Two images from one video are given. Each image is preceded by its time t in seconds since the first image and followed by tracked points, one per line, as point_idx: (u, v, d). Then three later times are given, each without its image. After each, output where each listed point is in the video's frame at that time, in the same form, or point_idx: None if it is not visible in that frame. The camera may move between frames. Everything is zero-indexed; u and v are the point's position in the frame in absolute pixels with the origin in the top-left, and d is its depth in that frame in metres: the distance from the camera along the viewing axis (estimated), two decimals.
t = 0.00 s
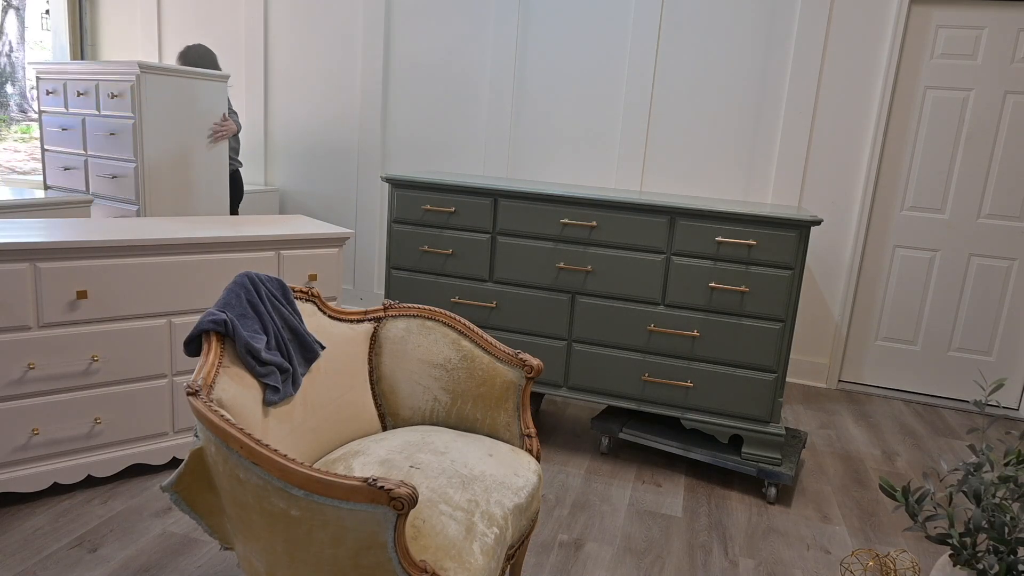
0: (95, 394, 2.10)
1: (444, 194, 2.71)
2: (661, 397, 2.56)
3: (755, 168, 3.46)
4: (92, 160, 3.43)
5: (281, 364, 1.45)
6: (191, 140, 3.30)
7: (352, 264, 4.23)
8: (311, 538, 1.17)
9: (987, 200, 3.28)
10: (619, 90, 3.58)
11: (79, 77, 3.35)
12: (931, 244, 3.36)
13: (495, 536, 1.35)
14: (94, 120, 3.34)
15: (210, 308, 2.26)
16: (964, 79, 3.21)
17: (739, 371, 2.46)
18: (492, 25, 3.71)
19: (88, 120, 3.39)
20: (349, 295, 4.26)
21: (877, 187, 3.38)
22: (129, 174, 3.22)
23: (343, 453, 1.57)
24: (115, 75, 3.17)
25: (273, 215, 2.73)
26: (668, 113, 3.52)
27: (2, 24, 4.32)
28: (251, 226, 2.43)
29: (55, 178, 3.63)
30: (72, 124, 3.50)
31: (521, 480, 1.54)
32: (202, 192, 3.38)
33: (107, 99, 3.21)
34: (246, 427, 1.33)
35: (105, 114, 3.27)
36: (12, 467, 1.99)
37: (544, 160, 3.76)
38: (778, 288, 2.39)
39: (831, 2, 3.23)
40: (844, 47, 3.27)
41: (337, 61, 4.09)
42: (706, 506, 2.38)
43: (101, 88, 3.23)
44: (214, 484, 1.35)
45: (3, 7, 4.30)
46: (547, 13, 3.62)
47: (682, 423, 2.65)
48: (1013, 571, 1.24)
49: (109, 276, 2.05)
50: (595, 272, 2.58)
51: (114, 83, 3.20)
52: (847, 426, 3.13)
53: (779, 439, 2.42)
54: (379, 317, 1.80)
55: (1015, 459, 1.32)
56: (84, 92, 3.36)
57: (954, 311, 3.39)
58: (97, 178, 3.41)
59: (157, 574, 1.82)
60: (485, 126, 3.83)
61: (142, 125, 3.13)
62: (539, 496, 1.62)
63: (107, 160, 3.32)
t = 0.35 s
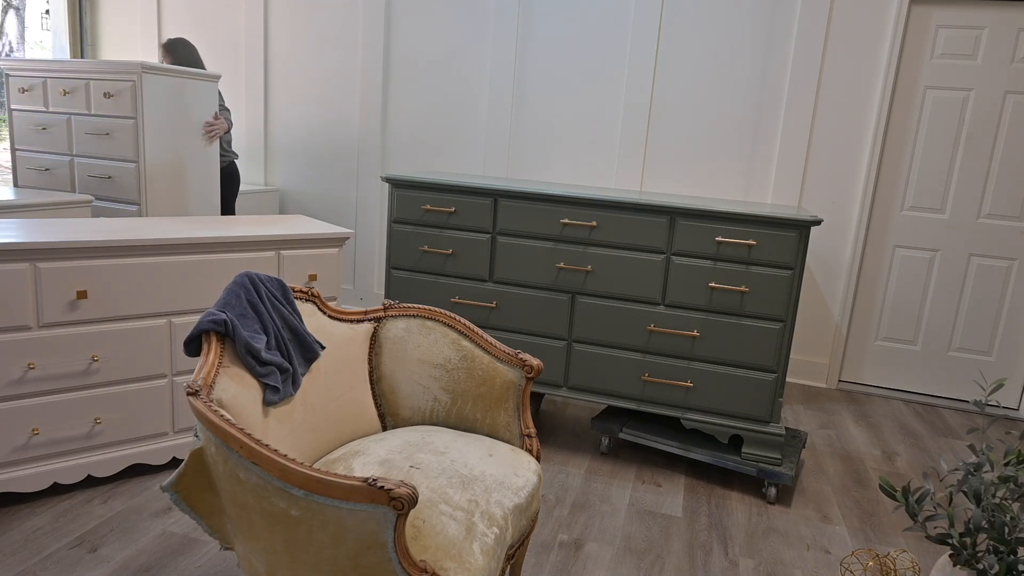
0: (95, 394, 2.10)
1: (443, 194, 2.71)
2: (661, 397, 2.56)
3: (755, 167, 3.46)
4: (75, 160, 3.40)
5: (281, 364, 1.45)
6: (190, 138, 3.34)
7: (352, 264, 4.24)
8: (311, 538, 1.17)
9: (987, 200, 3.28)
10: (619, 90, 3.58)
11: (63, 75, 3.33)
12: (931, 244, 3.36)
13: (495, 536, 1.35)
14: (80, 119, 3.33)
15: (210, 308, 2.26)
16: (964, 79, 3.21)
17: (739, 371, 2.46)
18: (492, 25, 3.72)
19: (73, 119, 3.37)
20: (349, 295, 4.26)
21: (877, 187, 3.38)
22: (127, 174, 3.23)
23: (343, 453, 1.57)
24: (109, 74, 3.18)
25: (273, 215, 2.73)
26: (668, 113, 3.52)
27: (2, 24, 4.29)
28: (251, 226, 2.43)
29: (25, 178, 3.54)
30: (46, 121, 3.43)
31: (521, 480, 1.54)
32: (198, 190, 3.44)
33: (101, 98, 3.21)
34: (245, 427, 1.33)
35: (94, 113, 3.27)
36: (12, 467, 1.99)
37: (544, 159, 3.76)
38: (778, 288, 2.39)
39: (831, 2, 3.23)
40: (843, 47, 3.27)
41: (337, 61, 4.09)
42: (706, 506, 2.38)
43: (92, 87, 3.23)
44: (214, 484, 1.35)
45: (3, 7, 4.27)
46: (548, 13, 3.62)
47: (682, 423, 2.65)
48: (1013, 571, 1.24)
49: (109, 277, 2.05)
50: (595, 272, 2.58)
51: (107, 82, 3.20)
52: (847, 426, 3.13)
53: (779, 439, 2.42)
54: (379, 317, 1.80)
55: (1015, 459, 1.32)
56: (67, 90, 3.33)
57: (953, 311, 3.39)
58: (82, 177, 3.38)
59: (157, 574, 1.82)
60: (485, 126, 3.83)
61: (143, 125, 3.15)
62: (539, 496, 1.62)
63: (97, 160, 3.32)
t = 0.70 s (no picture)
0: (95, 394, 2.10)
1: (443, 194, 2.71)
2: (661, 397, 2.56)
3: (756, 168, 3.46)
4: (75, 160, 3.40)
5: (281, 364, 1.45)
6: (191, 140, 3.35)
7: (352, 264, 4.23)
8: (311, 538, 1.17)
9: (988, 201, 3.28)
10: (619, 91, 3.58)
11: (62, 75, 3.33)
12: (931, 244, 3.36)
13: (495, 536, 1.35)
14: (80, 119, 3.33)
15: (210, 308, 2.26)
16: (964, 79, 3.21)
17: (739, 371, 2.46)
18: (492, 25, 3.72)
19: (73, 119, 3.37)
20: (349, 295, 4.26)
21: (878, 188, 3.38)
22: (127, 174, 3.23)
23: (343, 453, 1.57)
24: (109, 74, 3.18)
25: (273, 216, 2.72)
26: (668, 114, 3.52)
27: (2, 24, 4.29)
28: (251, 226, 2.43)
29: (25, 178, 3.53)
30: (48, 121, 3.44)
31: (521, 480, 1.54)
32: (198, 190, 3.44)
33: (101, 98, 3.22)
34: (245, 427, 1.33)
35: (94, 113, 3.28)
36: (12, 467, 1.99)
37: (544, 159, 3.76)
38: (778, 288, 2.39)
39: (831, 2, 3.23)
40: (844, 47, 3.27)
41: (337, 62, 4.08)
42: (705, 506, 2.38)
43: (92, 87, 3.23)
44: (214, 484, 1.35)
45: (3, 7, 4.27)
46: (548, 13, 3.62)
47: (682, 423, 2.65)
48: (1013, 571, 1.24)
49: (109, 277, 2.05)
50: (595, 272, 2.58)
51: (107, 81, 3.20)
52: (848, 426, 3.13)
53: (779, 439, 2.42)
54: (379, 317, 1.80)
55: (1015, 459, 1.32)
56: (67, 90, 3.34)
57: (954, 311, 3.39)
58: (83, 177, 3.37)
59: (157, 574, 1.82)
60: (485, 126, 3.83)
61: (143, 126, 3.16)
62: (539, 496, 1.62)
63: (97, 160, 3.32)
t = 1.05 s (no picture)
0: (95, 394, 2.10)
1: (444, 194, 2.71)
2: (661, 397, 2.56)
3: (756, 168, 3.46)
4: (76, 160, 3.39)
5: (281, 364, 1.46)
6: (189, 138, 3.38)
7: (352, 264, 4.23)
8: (311, 538, 1.17)
9: (988, 201, 3.28)
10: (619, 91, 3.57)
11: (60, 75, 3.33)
12: (931, 244, 3.36)
13: (495, 535, 1.35)
14: (80, 119, 3.33)
15: (210, 308, 2.26)
16: (964, 79, 3.21)
17: (739, 371, 2.46)
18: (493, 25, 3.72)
19: (73, 119, 3.37)
20: (349, 295, 4.26)
21: (878, 188, 3.38)
22: (126, 174, 3.24)
23: (343, 452, 1.57)
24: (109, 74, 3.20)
25: (273, 216, 2.73)
26: (668, 113, 3.52)
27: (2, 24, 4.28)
28: (251, 226, 2.43)
29: (24, 178, 3.53)
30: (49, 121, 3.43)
31: (521, 480, 1.53)
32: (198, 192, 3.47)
33: (101, 98, 3.24)
34: (245, 427, 1.33)
35: (95, 113, 3.29)
36: (12, 467, 1.99)
37: (544, 159, 3.76)
38: (778, 288, 2.39)
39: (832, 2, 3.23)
40: (844, 47, 3.27)
41: (337, 61, 4.08)
42: (705, 506, 2.38)
43: (92, 87, 3.24)
44: (214, 484, 1.35)
45: (3, 7, 4.27)
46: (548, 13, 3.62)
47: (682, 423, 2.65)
48: (1013, 571, 1.24)
49: (109, 276, 2.05)
50: (595, 272, 2.58)
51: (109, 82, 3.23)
52: (848, 426, 3.12)
53: (779, 439, 2.42)
54: (379, 317, 1.80)
55: (1015, 459, 1.31)
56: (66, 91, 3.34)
57: (954, 311, 3.39)
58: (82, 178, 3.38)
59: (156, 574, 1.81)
60: (485, 127, 3.83)
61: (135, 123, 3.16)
62: (539, 496, 1.62)
63: (97, 161, 3.33)
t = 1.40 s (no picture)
0: (95, 394, 2.10)
1: (444, 194, 2.71)
2: (661, 397, 2.56)
3: (755, 168, 3.46)
4: (50, 159, 3.42)
5: (281, 364, 1.45)
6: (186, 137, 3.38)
7: (351, 264, 4.24)
8: (311, 538, 1.17)
9: (987, 201, 3.28)
10: (618, 90, 3.58)
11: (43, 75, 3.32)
12: (931, 244, 3.36)
13: (495, 536, 1.35)
14: (53, 118, 3.34)
15: (210, 308, 2.26)
16: (963, 79, 3.21)
17: (739, 371, 2.46)
18: (492, 25, 3.72)
19: (48, 118, 3.39)
20: (349, 295, 4.26)
21: (878, 187, 3.38)
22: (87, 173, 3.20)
23: (343, 452, 1.57)
24: (71, 71, 3.17)
25: (273, 216, 2.73)
26: (667, 113, 3.53)
27: (2, 24, 4.39)
28: (251, 226, 2.44)
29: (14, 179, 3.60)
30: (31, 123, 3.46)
31: (521, 481, 1.53)
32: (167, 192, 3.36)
33: (65, 96, 3.20)
34: (245, 427, 1.33)
35: (62, 111, 3.27)
36: (12, 467, 1.99)
37: (543, 159, 3.76)
38: (778, 288, 2.39)
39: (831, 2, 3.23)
40: (843, 47, 3.27)
41: (337, 61, 4.08)
42: (706, 506, 2.38)
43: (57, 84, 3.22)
44: (214, 484, 1.35)
45: (4, 7, 4.36)
46: (547, 13, 3.62)
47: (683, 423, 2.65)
48: (1013, 571, 1.24)
49: (109, 276, 2.05)
50: (595, 272, 2.58)
51: (70, 79, 3.19)
52: (848, 426, 3.12)
53: (779, 439, 2.42)
54: (379, 317, 1.80)
55: (1015, 459, 1.31)
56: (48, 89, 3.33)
57: (954, 311, 3.39)
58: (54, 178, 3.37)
59: (157, 574, 1.81)
60: (486, 127, 3.83)
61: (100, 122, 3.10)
62: (539, 496, 1.61)
63: (66, 160, 3.32)
